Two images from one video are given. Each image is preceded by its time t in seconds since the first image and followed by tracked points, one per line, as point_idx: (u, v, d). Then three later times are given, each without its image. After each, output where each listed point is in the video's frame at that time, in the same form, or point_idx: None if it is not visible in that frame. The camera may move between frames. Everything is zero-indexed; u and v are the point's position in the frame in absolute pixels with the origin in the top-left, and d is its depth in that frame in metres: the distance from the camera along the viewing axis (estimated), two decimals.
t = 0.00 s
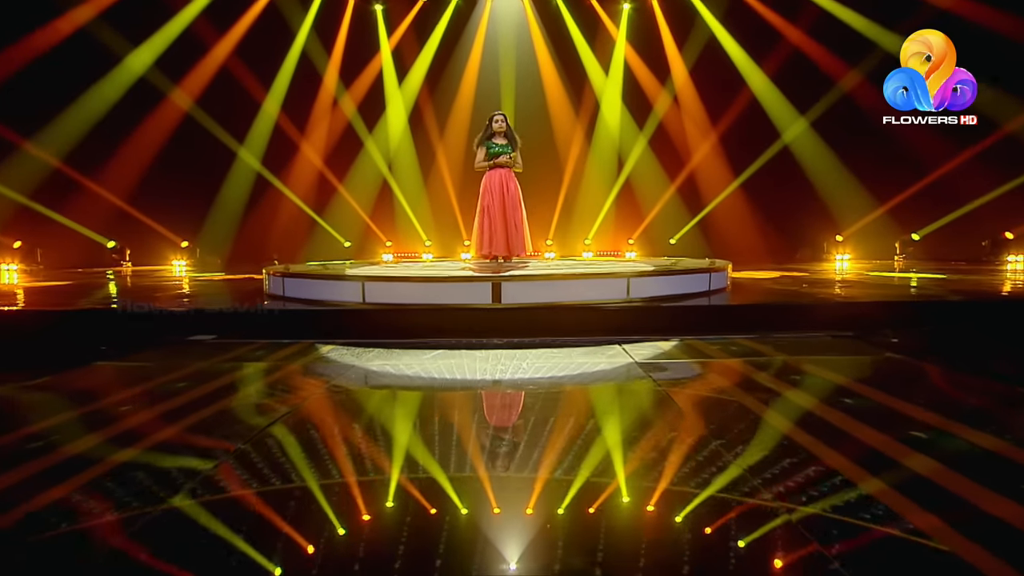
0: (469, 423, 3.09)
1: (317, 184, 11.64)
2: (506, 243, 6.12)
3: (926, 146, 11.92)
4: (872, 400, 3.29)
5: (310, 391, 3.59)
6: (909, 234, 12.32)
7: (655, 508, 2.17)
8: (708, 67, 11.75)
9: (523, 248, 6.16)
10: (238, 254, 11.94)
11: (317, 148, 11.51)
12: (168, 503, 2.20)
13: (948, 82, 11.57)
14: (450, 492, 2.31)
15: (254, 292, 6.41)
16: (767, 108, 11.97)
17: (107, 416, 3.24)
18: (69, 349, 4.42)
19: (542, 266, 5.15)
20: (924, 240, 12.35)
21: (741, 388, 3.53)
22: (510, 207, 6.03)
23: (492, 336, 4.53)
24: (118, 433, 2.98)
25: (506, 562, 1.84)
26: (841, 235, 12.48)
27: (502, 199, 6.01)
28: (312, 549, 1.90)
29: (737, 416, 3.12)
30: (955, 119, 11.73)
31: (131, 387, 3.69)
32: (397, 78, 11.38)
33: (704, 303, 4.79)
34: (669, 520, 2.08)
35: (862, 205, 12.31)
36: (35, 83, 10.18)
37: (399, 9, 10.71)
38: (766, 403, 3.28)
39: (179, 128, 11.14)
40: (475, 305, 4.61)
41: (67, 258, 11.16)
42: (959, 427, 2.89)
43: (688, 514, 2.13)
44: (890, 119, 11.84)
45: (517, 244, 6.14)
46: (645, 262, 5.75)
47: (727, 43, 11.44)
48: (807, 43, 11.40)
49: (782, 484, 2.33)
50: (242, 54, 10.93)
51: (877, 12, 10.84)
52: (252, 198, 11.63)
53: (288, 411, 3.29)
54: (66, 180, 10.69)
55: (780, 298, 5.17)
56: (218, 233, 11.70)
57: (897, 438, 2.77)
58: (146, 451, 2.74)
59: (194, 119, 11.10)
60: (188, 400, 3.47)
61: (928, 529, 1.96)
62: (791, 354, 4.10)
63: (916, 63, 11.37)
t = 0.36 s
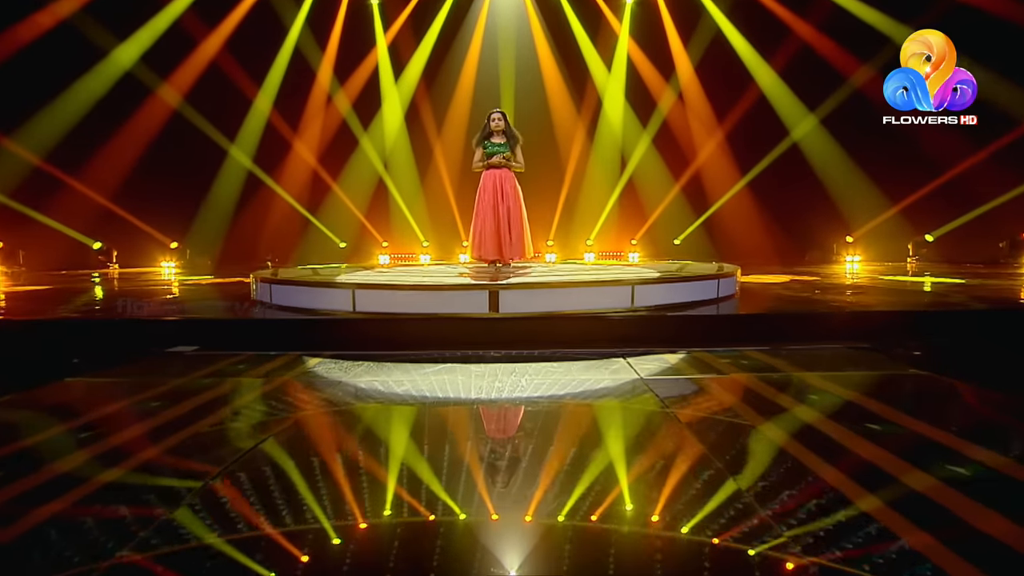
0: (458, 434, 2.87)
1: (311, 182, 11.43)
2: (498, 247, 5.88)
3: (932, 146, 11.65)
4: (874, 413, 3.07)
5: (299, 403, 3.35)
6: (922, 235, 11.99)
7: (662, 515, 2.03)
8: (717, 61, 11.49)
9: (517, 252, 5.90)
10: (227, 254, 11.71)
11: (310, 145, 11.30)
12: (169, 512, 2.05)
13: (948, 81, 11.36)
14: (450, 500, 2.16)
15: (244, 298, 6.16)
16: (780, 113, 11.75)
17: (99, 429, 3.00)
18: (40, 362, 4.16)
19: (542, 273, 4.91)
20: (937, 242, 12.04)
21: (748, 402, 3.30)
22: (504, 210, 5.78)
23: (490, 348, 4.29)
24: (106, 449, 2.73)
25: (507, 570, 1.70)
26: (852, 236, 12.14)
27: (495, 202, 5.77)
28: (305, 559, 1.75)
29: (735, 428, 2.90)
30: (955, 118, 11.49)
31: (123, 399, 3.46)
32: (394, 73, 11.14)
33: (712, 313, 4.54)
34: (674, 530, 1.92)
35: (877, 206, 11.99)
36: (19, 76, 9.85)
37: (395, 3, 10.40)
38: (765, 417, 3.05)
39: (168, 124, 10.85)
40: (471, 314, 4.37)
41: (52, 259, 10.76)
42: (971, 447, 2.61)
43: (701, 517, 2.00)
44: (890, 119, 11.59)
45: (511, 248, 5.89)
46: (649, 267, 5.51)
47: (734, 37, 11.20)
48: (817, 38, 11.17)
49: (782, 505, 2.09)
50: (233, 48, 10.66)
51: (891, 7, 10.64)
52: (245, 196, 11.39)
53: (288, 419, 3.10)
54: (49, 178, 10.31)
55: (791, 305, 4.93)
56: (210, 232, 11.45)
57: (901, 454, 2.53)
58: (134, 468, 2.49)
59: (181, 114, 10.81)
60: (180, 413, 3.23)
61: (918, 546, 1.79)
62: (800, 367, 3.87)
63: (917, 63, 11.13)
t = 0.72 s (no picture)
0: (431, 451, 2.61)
1: (303, 181, 11.23)
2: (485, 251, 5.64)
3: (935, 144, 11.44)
4: (891, 434, 2.80)
5: (287, 423, 3.06)
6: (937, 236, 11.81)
7: (665, 524, 1.97)
8: (722, 54, 11.26)
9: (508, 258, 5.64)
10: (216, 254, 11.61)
11: (303, 143, 11.06)
12: (168, 527, 1.95)
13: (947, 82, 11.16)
14: (448, 510, 2.09)
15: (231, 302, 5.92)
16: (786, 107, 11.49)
17: (85, 445, 2.77)
18: (7, 372, 3.91)
19: (542, 279, 4.67)
20: (953, 243, 11.85)
21: (752, 419, 3.08)
22: (494, 214, 5.53)
23: (488, 360, 4.06)
24: (94, 467, 2.50)
25: None
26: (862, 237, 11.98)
27: (486, 204, 5.54)
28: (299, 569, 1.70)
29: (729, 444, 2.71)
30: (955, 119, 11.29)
31: (110, 413, 3.23)
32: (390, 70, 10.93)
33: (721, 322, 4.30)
34: (679, 540, 1.86)
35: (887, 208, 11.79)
36: None
37: None
38: (773, 435, 2.84)
39: (155, 122, 10.54)
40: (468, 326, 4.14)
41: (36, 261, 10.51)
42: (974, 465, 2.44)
43: (711, 522, 1.97)
44: (890, 119, 11.36)
45: (500, 253, 5.64)
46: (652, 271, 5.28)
47: (741, 32, 10.92)
48: (827, 32, 10.85)
49: (781, 522, 1.96)
50: (222, 43, 10.36)
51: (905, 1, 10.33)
52: (236, 193, 11.21)
53: (285, 436, 2.85)
54: (28, 176, 9.90)
55: (802, 314, 4.68)
56: (201, 231, 11.31)
57: (903, 472, 2.35)
58: (121, 490, 2.27)
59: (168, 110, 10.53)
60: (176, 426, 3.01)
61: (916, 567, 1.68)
62: (814, 381, 3.61)
63: (917, 63, 10.90)
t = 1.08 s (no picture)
0: (419, 480, 2.37)
1: (295, 179, 11.79)
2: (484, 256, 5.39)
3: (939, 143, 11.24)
4: (870, 438, 2.82)
5: (267, 449, 2.75)
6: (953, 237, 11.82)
7: (670, 537, 1.92)
8: (727, 48, 10.81)
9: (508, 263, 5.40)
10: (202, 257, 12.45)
11: (295, 141, 11.34)
12: (160, 549, 1.86)
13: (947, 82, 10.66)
14: (444, 520, 2.04)
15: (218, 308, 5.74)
16: (794, 101, 11.33)
17: (56, 466, 2.56)
18: None
19: (541, 287, 4.43)
20: (970, 243, 11.86)
21: (757, 437, 2.86)
22: (495, 217, 5.27)
23: (484, 376, 3.85)
24: (89, 483, 2.35)
25: None
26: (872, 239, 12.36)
27: (485, 206, 5.27)
28: None
29: (737, 469, 2.49)
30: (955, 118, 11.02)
31: (96, 427, 3.07)
32: (386, 67, 10.77)
33: (731, 334, 4.06)
34: (683, 553, 1.81)
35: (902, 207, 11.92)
36: None
37: None
38: (779, 453, 2.65)
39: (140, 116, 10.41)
40: (467, 338, 3.93)
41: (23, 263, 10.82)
42: (964, 476, 2.36)
43: (713, 537, 1.90)
44: (890, 119, 11.13)
45: (499, 258, 5.39)
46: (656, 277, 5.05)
47: (746, 26, 10.34)
48: (839, 27, 10.13)
49: (785, 533, 1.91)
50: (209, 37, 9.83)
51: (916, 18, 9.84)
52: (226, 189, 11.66)
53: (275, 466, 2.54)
54: (8, 176, 9.78)
55: (810, 323, 4.46)
56: (192, 229, 11.90)
57: (903, 487, 2.24)
58: (99, 517, 2.07)
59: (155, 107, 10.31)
60: (169, 440, 2.86)
61: None
62: (828, 400, 3.37)
63: (917, 63, 10.31)
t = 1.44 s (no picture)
0: (425, 501, 2.24)
1: (286, 178, 11.39)
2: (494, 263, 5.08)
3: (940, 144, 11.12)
4: (878, 458, 2.62)
5: (239, 479, 2.49)
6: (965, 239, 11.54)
7: (672, 549, 1.90)
8: (733, 41, 10.70)
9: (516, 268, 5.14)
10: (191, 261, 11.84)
11: (286, 138, 11.05)
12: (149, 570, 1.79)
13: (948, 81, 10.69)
14: (439, 527, 2.03)
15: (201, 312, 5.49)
16: (801, 96, 11.10)
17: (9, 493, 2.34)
18: None
19: (540, 297, 4.21)
20: (983, 245, 11.57)
21: (768, 462, 2.61)
22: (502, 221, 5.03)
23: (479, 393, 3.62)
24: (87, 496, 2.29)
25: None
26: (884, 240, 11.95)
27: (491, 209, 5.02)
28: None
29: (735, 497, 2.27)
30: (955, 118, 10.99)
31: (74, 445, 2.87)
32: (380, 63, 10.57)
33: (740, 347, 3.85)
34: (684, 565, 1.80)
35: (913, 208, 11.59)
36: None
37: None
38: (787, 477, 2.44)
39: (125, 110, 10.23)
40: (462, 351, 3.71)
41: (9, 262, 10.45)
42: (977, 498, 2.23)
43: (711, 563, 1.81)
44: (890, 119, 11.00)
45: (508, 263, 5.10)
46: (658, 283, 4.84)
47: (753, 19, 10.17)
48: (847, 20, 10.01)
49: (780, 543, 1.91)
50: (196, 32, 9.71)
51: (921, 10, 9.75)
52: (214, 189, 11.30)
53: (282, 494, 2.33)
54: None
55: (819, 333, 4.26)
56: (177, 230, 11.43)
57: (910, 508, 2.13)
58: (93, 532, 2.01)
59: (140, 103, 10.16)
60: (146, 463, 2.64)
61: None
62: (846, 418, 3.16)
63: (916, 63, 10.34)
